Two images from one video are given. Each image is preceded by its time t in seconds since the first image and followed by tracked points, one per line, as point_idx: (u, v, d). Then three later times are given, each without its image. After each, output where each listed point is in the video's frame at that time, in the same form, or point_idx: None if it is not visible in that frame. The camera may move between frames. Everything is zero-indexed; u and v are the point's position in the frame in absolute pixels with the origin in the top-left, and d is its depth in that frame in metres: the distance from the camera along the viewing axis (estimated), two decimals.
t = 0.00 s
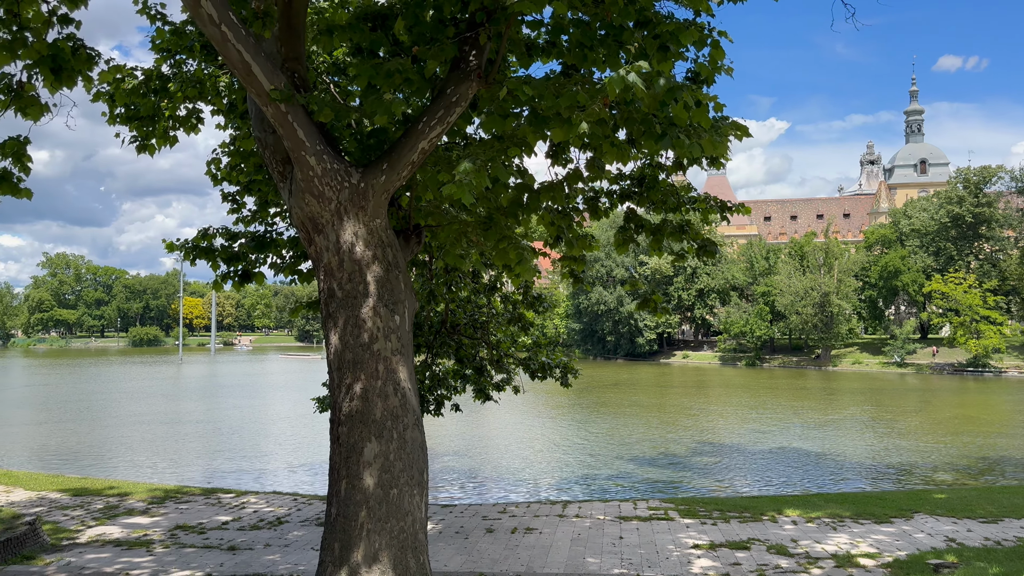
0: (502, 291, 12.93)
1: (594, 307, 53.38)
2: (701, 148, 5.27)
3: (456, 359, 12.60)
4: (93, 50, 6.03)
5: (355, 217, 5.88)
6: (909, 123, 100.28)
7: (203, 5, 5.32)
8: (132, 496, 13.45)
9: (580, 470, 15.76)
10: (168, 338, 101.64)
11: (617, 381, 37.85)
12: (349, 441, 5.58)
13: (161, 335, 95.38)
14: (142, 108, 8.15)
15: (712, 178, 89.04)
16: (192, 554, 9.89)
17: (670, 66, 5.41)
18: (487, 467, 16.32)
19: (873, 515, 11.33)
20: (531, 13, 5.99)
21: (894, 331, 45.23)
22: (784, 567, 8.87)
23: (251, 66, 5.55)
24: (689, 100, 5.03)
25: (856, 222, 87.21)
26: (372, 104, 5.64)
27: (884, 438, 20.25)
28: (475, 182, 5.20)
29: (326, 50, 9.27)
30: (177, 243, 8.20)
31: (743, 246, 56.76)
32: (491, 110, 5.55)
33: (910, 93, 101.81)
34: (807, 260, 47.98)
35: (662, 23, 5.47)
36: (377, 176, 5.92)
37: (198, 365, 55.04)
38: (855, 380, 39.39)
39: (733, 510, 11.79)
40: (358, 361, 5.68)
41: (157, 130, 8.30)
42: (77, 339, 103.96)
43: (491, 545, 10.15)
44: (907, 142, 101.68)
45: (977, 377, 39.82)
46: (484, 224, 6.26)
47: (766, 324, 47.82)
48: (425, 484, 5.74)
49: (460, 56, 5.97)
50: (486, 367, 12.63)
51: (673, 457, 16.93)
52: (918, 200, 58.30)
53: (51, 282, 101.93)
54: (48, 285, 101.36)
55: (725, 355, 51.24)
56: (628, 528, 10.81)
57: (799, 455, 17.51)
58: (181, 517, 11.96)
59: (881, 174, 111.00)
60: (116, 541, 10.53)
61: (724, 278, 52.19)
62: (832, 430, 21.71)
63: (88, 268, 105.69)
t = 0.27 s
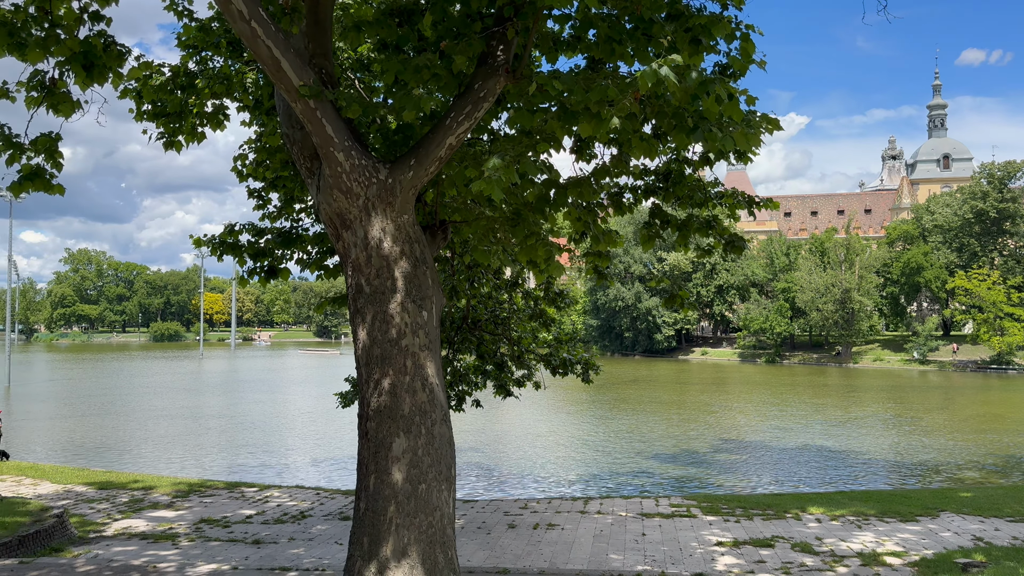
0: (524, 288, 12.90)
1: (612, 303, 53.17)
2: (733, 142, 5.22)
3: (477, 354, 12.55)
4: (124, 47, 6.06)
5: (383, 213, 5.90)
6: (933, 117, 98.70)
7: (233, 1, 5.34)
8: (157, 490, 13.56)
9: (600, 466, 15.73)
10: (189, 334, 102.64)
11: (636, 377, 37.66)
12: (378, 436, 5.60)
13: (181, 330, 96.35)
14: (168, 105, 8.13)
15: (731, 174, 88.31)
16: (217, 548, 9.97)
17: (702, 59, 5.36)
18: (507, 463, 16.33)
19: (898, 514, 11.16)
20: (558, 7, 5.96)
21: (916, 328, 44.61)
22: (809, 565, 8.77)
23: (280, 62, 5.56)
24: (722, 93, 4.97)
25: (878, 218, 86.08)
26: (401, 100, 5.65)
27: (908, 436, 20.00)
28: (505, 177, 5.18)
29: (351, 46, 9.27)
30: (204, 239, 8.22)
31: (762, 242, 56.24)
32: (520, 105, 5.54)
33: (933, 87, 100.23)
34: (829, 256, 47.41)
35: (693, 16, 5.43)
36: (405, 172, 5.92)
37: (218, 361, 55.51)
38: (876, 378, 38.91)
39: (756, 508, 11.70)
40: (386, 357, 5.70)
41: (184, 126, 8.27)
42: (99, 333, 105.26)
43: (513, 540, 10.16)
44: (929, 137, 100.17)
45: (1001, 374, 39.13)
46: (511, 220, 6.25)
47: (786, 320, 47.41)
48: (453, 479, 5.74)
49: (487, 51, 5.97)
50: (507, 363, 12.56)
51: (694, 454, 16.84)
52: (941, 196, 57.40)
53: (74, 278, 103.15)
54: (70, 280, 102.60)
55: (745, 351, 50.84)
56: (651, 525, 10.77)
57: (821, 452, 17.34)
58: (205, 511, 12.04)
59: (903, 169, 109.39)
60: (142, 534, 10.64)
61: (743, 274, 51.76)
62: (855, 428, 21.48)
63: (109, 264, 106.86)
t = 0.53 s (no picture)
0: (537, 281, 12.87)
1: (621, 297, 53.06)
2: (759, 132, 5.14)
3: (489, 348, 12.60)
4: (143, 38, 6.02)
5: (403, 205, 5.87)
6: (944, 111, 97.96)
7: None
8: (171, 481, 13.55)
9: (612, 460, 15.72)
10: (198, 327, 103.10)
11: (645, 371, 37.58)
12: (398, 429, 5.59)
13: (191, 323, 96.81)
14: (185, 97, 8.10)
15: (741, 168, 87.99)
16: (231, 540, 9.96)
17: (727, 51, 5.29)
18: (519, 456, 16.35)
19: (913, 509, 11.08)
20: None
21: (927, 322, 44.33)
22: (825, 560, 8.72)
23: (301, 53, 5.53)
24: (748, 83, 4.89)
25: (888, 212, 85.56)
26: (421, 92, 5.61)
27: (920, 430, 19.90)
28: (527, 169, 5.14)
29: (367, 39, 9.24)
30: (220, 231, 8.19)
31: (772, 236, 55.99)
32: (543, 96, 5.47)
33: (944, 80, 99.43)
34: (839, 250, 47.13)
35: (718, 6, 5.34)
36: (425, 164, 5.89)
37: (228, 354, 55.69)
38: (886, 373, 38.70)
39: (770, 502, 11.65)
40: (406, 349, 5.68)
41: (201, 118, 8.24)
42: (110, 326, 105.86)
43: (527, 533, 10.18)
44: (941, 131, 99.36)
45: (1013, 369, 38.83)
46: (532, 212, 6.20)
47: (796, 315, 47.23)
48: (473, 472, 5.73)
49: (508, 42, 5.92)
50: (520, 356, 12.67)
51: (706, 449, 16.80)
52: (953, 190, 56.97)
53: (84, 271, 103.70)
54: (81, 273, 103.14)
55: (754, 346, 50.68)
56: (665, 519, 10.75)
57: (833, 447, 17.26)
58: (220, 503, 12.02)
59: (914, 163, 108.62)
60: (157, 526, 10.66)
61: (753, 269, 51.55)
62: (867, 423, 21.36)
63: (120, 257, 107.31)
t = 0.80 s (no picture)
0: (541, 274, 12.81)
1: (620, 291, 53.06)
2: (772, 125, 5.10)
3: (492, 341, 12.55)
4: (149, 29, 5.96)
5: (411, 198, 5.83)
6: (944, 105, 97.86)
7: None
8: (172, 475, 13.50)
9: (614, 455, 15.72)
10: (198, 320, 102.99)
11: (645, 365, 37.57)
12: (407, 422, 5.57)
13: (190, 316, 96.72)
14: (189, 89, 8.02)
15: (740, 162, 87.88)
16: (234, 533, 9.91)
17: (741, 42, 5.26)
18: (521, 450, 16.35)
19: (916, 503, 11.10)
20: None
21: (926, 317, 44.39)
22: (830, 554, 8.73)
23: (309, 44, 5.47)
24: (762, 75, 4.85)
25: (887, 206, 85.60)
26: (430, 84, 5.55)
27: (920, 425, 19.94)
28: (538, 162, 5.10)
29: (372, 30, 9.14)
30: (225, 224, 8.12)
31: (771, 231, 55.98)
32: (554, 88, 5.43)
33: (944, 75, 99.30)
34: (839, 245, 47.12)
35: None
36: (434, 156, 5.84)
37: (226, 346, 55.58)
38: (885, 367, 38.78)
39: (772, 496, 11.66)
40: (415, 343, 5.65)
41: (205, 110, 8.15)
42: (108, 319, 105.72)
43: (531, 527, 10.18)
44: (941, 125, 99.29)
45: (1011, 364, 38.91)
46: (541, 205, 6.16)
47: (795, 309, 47.27)
48: (482, 466, 5.71)
49: (518, 34, 5.87)
50: (522, 350, 12.60)
51: (707, 443, 16.81)
52: (953, 184, 56.97)
53: (81, 264, 103.41)
54: (79, 265, 102.95)
55: (753, 340, 50.74)
56: (668, 513, 10.76)
57: (834, 441, 17.28)
58: (222, 496, 11.96)
59: (914, 158, 108.60)
60: (159, 519, 10.62)
61: (753, 263, 51.56)
62: (868, 417, 21.40)
63: (118, 250, 107.02)
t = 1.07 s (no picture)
0: (539, 268, 12.79)
1: (614, 285, 53.18)
2: (779, 117, 5.11)
3: (490, 335, 12.54)
4: (152, 20, 5.92)
5: (415, 191, 5.82)
6: (937, 101, 98.25)
7: None
8: (169, 468, 13.45)
9: (611, 448, 15.78)
10: (190, 313, 102.61)
11: (639, 359, 37.69)
12: (411, 415, 5.56)
13: (182, 310, 96.38)
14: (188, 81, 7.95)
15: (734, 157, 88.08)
16: (233, 527, 9.88)
17: (747, 35, 5.27)
18: (518, 444, 16.39)
19: (912, 497, 11.19)
20: None
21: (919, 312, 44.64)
22: (828, 547, 8.80)
23: (314, 35, 5.45)
24: (770, 68, 4.87)
25: (880, 201, 86.01)
26: (436, 75, 5.53)
27: (914, 418, 20.10)
28: (545, 154, 5.10)
29: (373, 22, 9.09)
30: (225, 217, 8.05)
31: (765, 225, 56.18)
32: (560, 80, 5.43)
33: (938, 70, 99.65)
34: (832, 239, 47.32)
35: None
36: (437, 149, 5.83)
37: (219, 340, 55.42)
38: (877, 361, 39.03)
39: (769, 490, 11.74)
40: (420, 336, 5.64)
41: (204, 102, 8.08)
42: (100, 312, 105.20)
43: (530, 521, 10.21)
44: (934, 120, 99.69)
45: (1003, 358, 39.20)
46: (546, 197, 6.16)
47: (788, 304, 47.50)
48: (487, 459, 5.71)
49: (522, 26, 5.85)
50: (520, 344, 12.59)
51: (703, 437, 16.90)
52: (946, 179, 57.24)
53: (73, 257, 102.78)
54: (70, 259, 102.44)
55: (746, 334, 50.99)
56: (666, 506, 10.81)
57: (829, 435, 17.40)
58: (220, 490, 11.93)
59: (907, 152, 109.06)
60: (157, 513, 10.60)
61: (746, 258, 51.75)
62: (862, 410, 21.55)
63: (109, 243, 106.28)
